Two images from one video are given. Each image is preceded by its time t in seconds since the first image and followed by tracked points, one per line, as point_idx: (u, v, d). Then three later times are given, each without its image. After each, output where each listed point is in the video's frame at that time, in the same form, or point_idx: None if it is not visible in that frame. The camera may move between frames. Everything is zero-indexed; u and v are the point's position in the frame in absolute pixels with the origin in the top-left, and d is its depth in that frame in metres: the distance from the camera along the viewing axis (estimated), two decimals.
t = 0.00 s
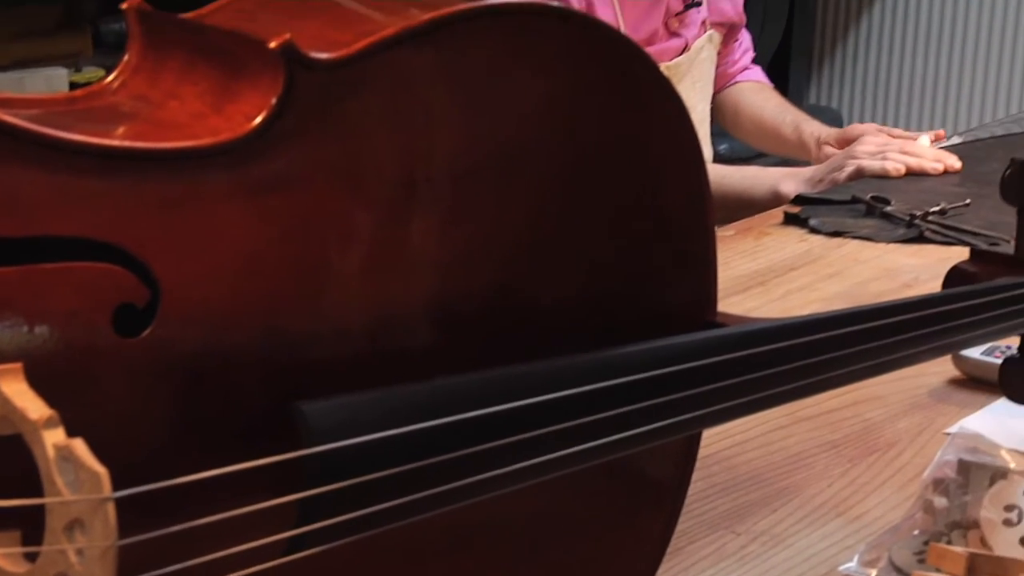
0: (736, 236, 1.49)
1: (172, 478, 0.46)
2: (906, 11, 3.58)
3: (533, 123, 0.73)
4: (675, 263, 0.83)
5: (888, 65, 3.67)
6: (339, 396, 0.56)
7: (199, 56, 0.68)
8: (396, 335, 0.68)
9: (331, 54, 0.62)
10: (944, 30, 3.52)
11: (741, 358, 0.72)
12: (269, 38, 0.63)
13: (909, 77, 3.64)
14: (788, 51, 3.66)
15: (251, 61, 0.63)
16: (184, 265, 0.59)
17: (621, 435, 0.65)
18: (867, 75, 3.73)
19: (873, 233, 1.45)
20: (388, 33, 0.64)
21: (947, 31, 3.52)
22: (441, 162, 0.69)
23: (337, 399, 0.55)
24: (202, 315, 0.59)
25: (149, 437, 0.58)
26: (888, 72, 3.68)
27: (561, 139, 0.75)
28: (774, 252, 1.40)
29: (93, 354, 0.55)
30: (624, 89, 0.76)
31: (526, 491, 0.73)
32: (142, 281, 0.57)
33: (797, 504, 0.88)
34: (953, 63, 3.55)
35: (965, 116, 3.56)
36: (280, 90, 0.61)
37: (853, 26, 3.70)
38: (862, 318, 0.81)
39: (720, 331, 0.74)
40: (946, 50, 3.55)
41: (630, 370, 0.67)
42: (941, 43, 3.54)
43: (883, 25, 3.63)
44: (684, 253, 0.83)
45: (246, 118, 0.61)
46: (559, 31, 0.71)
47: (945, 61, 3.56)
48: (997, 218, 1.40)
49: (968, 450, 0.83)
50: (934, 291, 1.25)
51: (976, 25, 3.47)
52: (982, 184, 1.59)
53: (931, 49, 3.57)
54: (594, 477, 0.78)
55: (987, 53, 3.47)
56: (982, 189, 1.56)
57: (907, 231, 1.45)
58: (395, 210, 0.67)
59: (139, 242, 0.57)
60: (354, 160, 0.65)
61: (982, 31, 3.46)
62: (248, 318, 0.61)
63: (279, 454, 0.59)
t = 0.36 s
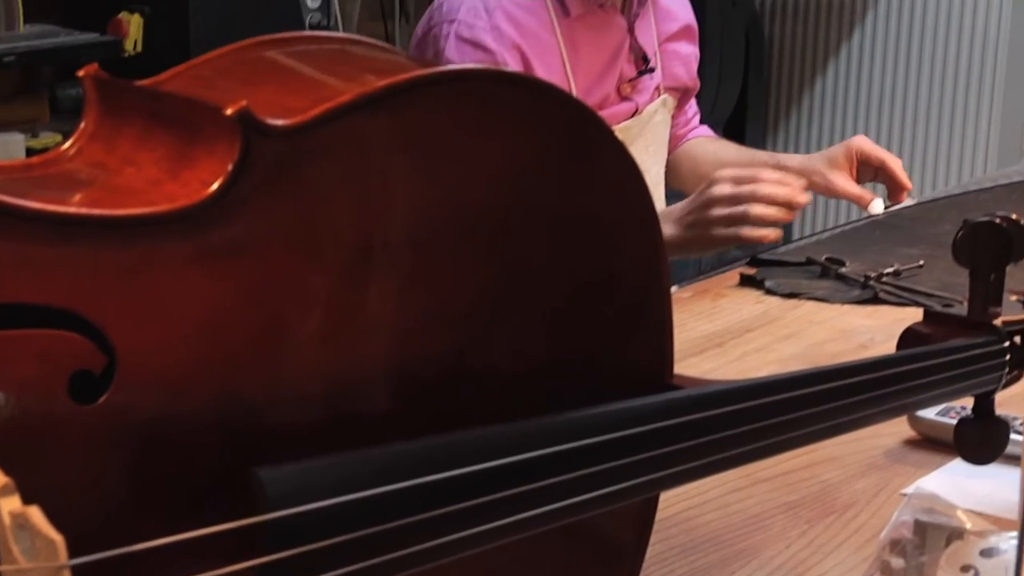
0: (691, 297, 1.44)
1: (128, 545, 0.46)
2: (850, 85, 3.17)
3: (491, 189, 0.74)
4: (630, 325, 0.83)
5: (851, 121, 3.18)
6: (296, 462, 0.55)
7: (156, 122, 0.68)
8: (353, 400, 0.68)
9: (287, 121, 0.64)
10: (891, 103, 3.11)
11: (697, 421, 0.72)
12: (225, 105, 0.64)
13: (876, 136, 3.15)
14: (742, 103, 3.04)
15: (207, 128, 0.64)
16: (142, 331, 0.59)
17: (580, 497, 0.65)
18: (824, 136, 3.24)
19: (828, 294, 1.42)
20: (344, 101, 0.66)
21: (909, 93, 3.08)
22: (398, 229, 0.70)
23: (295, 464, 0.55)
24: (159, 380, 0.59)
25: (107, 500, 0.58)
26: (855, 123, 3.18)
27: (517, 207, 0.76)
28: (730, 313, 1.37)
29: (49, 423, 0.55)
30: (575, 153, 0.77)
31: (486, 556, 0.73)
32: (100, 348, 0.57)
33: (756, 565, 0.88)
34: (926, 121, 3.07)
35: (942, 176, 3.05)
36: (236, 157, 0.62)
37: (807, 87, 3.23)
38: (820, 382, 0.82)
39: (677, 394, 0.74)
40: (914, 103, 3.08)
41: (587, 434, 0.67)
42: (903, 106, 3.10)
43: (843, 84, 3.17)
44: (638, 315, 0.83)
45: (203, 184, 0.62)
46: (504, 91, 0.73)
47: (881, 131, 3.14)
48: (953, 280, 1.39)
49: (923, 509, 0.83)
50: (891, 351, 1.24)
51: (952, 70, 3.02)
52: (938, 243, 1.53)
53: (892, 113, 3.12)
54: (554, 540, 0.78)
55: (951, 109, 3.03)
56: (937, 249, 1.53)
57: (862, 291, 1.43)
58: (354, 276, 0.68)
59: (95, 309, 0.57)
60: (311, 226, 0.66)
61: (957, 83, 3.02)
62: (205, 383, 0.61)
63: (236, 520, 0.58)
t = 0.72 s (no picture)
0: (660, 360, 1.42)
1: None
2: (813, 156, 2.96)
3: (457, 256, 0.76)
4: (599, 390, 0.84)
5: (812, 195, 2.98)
6: (266, 531, 0.55)
7: (124, 192, 0.69)
8: (323, 466, 0.68)
9: (254, 190, 0.65)
10: (862, 165, 2.90)
11: (666, 485, 0.73)
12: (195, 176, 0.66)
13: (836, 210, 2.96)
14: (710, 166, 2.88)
15: (176, 197, 0.65)
16: (111, 399, 0.59)
17: (549, 562, 0.65)
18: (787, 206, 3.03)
19: (797, 356, 1.40)
20: (312, 169, 0.67)
21: (875, 157, 2.87)
22: (367, 295, 0.70)
23: (266, 533, 0.55)
24: (126, 448, 0.59)
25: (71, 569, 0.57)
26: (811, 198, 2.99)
27: (483, 272, 0.77)
28: (701, 376, 1.36)
29: (19, 490, 0.55)
30: (540, 219, 0.79)
31: None
32: (69, 414, 0.58)
33: None
34: (897, 184, 2.85)
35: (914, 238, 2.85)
36: (206, 226, 0.63)
37: (773, 152, 3.01)
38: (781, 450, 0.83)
39: (646, 459, 0.75)
40: (883, 163, 2.87)
41: (556, 498, 0.67)
42: (866, 172, 2.89)
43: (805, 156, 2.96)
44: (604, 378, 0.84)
45: (171, 253, 0.63)
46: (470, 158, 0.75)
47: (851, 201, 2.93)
48: (920, 342, 1.40)
49: (893, 568, 0.97)
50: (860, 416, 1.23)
51: (919, 130, 2.80)
52: (905, 306, 1.53)
53: (859, 179, 2.91)
54: None
55: (919, 172, 2.82)
56: (904, 311, 1.52)
57: (829, 354, 1.41)
58: (323, 343, 0.68)
59: (64, 376, 0.58)
60: (280, 296, 0.66)
61: (925, 143, 2.80)
62: (173, 450, 0.61)
63: None
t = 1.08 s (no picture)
0: (629, 420, 1.41)
1: None
2: (781, 215, 3.00)
3: (426, 315, 0.77)
4: (571, 449, 0.84)
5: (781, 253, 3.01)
6: None
7: (92, 255, 0.69)
8: (292, 526, 0.69)
9: (224, 252, 0.66)
10: (829, 223, 2.93)
11: (634, 545, 0.73)
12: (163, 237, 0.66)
13: (806, 267, 2.98)
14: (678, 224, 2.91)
15: (142, 256, 0.66)
16: (80, 462, 0.60)
17: None
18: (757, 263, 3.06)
19: (765, 416, 1.40)
20: (280, 231, 0.67)
21: (843, 215, 2.91)
22: (335, 356, 0.72)
23: None
24: (97, 511, 0.60)
25: None
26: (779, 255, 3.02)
27: (451, 332, 0.78)
28: (670, 436, 1.36)
29: None
30: (512, 280, 0.79)
31: None
32: (37, 478, 0.58)
33: None
34: (865, 241, 2.88)
35: (883, 295, 2.88)
36: (173, 287, 0.64)
37: (740, 210, 3.06)
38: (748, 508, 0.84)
39: (614, 518, 0.75)
40: (850, 221, 2.90)
41: (524, 558, 0.67)
42: (834, 229, 2.93)
43: (771, 214, 3.00)
44: (575, 438, 0.84)
45: (139, 314, 0.64)
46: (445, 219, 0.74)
47: (820, 259, 2.96)
48: (887, 400, 1.42)
49: None
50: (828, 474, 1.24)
51: (885, 190, 2.84)
52: (873, 365, 1.55)
53: (827, 237, 2.94)
54: None
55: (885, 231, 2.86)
56: (872, 370, 1.53)
57: (798, 413, 1.41)
58: (292, 405, 0.70)
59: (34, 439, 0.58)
60: (249, 359, 0.68)
61: (891, 204, 2.84)
62: (143, 512, 0.62)
63: None
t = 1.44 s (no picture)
0: (595, 460, 1.42)
1: None
2: (746, 254, 3.03)
3: (391, 355, 0.77)
4: (541, 485, 0.83)
5: (747, 292, 3.04)
6: None
7: (55, 296, 0.69)
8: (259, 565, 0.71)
9: (189, 293, 0.67)
10: (794, 263, 2.96)
11: None
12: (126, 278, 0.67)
13: (771, 307, 3.01)
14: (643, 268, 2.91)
15: (105, 298, 0.67)
16: (43, 502, 0.62)
17: None
18: (723, 304, 3.07)
19: (731, 455, 1.40)
20: (245, 271, 0.69)
21: (808, 255, 2.94)
22: (299, 399, 0.72)
23: None
24: (64, 553, 0.63)
25: None
26: (744, 295, 3.04)
27: (418, 372, 0.79)
28: (636, 475, 1.36)
29: None
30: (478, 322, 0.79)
31: None
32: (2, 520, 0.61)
33: None
34: (830, 280, 2.91)
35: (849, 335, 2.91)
36: (138, 328, 0.65)
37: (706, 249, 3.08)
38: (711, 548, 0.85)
39: (579, 560, 0.75)
40: (814, 261, 2.93)
41: None
42: (798, 269, 2.95)
43: (736, 253, 3.03)
44: (542, 479, 0.83)
45: (103, 355, 0.65)
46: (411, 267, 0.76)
47: (785, 299, 2.98)
48: (852, 439, 1.43)
49: None
50: (794, 513, 1.25)
51: (849, 231, 2.87)
52: (838, 404, 1.56)
53: (792, 276, 2.97)
54: None
55: (849, 270, 2.89)
56: (838, 410, 1.54)
57: (763, 453, 1.41)
58: (258, 447, 0.70)
59: None
60: (214, 400, 0.69)
61: (855, 244, 2.88)
62: (110, 552, 0.64)
63: None
